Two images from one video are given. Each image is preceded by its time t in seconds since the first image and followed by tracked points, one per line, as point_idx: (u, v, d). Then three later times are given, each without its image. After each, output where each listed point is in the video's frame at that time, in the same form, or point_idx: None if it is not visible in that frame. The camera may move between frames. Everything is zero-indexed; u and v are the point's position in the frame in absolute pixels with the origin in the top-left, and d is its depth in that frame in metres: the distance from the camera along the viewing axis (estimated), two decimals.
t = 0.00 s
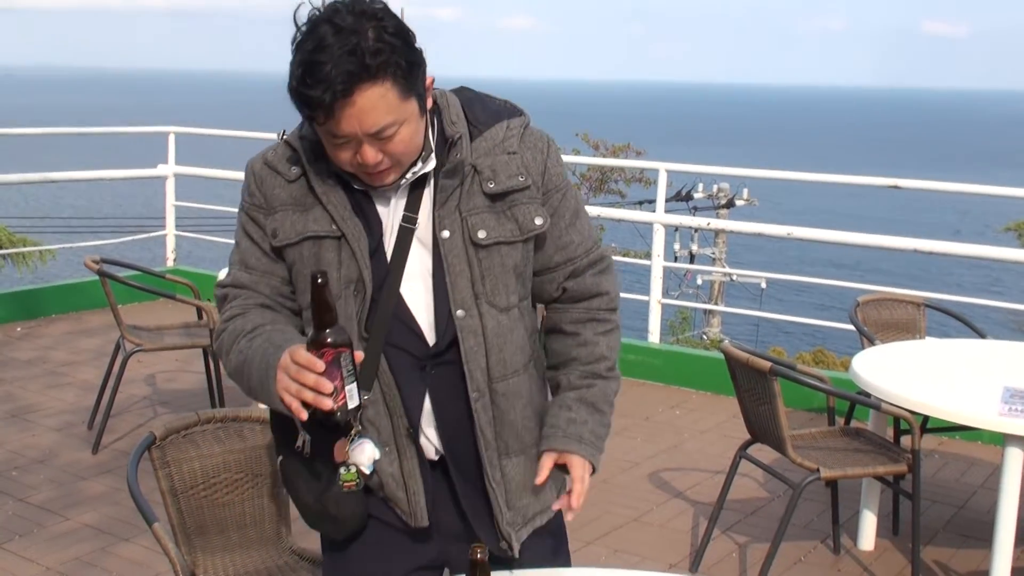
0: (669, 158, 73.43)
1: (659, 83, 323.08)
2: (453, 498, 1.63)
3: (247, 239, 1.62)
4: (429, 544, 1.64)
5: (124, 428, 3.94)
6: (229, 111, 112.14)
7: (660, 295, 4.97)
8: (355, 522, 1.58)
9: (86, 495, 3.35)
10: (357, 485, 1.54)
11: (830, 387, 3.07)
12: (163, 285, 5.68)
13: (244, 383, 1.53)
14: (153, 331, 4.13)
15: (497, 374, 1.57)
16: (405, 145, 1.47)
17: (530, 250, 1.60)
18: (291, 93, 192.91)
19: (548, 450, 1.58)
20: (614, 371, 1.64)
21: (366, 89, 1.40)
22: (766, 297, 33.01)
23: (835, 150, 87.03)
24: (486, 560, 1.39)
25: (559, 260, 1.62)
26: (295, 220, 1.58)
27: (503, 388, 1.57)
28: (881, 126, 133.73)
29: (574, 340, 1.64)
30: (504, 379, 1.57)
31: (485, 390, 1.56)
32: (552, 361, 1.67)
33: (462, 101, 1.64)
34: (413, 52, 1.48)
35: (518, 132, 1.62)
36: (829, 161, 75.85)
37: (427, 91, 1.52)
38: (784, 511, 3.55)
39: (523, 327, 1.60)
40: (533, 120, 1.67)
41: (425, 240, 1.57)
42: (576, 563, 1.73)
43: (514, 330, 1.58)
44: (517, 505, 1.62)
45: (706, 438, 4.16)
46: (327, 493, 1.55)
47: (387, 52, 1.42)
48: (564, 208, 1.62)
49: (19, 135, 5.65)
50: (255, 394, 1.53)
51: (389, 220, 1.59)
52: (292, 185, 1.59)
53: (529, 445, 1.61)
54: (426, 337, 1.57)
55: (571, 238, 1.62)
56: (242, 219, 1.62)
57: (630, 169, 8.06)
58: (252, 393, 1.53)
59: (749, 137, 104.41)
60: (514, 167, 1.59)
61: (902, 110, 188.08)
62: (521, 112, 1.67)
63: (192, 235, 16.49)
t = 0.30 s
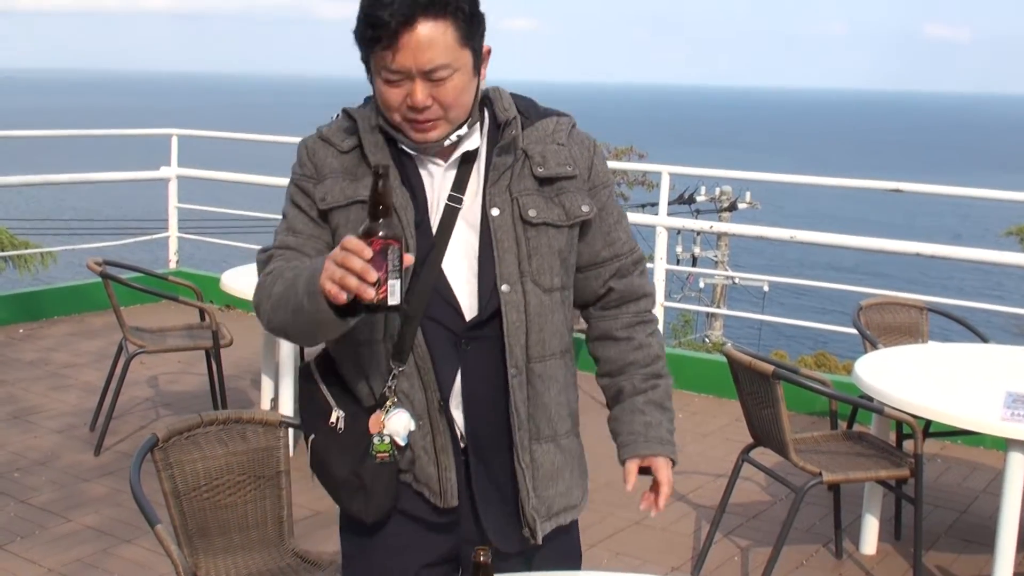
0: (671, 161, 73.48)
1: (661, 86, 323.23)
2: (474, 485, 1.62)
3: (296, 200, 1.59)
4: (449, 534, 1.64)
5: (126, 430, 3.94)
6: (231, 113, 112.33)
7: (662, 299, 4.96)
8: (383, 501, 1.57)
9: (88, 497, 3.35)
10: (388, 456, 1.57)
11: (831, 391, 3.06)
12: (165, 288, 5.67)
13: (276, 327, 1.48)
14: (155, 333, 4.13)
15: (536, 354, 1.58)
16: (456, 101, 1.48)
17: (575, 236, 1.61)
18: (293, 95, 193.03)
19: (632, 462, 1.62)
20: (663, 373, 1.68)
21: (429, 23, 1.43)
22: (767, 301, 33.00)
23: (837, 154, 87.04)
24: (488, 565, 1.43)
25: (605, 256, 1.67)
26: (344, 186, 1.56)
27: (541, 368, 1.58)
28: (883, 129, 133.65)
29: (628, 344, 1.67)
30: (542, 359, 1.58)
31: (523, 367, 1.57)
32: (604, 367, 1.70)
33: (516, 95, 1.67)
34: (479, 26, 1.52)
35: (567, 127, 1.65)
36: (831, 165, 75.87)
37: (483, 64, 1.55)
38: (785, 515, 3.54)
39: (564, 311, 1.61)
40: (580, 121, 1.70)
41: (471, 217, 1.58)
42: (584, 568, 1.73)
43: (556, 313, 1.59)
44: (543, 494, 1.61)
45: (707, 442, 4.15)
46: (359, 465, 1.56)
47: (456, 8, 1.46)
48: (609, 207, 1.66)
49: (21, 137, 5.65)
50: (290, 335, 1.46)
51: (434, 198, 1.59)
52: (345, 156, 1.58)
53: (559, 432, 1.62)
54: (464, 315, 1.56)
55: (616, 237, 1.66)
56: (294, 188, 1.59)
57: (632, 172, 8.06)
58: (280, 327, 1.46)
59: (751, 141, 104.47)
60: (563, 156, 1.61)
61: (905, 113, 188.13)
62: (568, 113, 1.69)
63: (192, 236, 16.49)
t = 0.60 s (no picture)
0: (672, 170, 73.55)
1: (663, 96, 323.64)
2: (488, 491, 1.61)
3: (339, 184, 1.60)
4: (463, 542, 1.63)
5: (127, 441, 3.93)
6: (234, 122, 112.54)
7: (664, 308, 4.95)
8: (401, 502, 1.57)
9: (91, 508, 3.35)
10: (410, 453, 1.57)
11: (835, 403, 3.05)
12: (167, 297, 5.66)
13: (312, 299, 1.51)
14: (157, 343, 4.12)
15: (562, 365, 1.60)
16: (502, 101, 1.52)
17: (610, 255, 1.64)
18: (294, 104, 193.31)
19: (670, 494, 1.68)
20: (695, 406, 1.72)
21: (494, 17, 1.50)
22: (769, 310, 32.96)
23: (838, 163, 87.09)
24: None
25: (641, 281, 1.69)
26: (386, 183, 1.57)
27: (565, 380, 1.60)
28: (884, 138, 133.73)
29: (661, 377, 1.71)
30: (569, 370, 1.60)
31: (548, 376, 1.59)
32: (638, 400, 1.73)
33: (566, 120, 1.72)
34: (542, 44, 1.59)
35: (610, 153, 1.69)
36: (832, 173, 75.88)
37: (539, 82, 1.60)
38: (789, 527, 3.53)
39: (595, 324, 1.63)
40: (626, 153, 1.74)
41: (509, 225, 1.61)
42: None
43: (586, 326, 1.61)
44: (555, 509, 1.62)
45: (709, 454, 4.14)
46: (379, 462, 1.57)
47: (526, 16, 1.53)
48: (648, 233, 1.70)
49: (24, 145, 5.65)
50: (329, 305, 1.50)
51: (473, 202, 1.62)
52: (391, 157, 1.60)
53: (577, 445, 1.63)
54: (491, 318, 1.58)
55: (653, 264, 1.70)
56: (339, 181, 1.60)
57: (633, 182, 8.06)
58: (317, 294, 1.50)
59: (752, 150, 104.60)
60: (606, 177, 1.65)
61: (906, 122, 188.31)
62: (614, 142, 1.73)
63: (194, 245, 16.48)
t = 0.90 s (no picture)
0: (668, 219, 73.86)
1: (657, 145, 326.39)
2: (490, 545, 1.66)
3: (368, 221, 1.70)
4: None
5: (126, 493, 3.91)
6: (231, 172, 113.24)
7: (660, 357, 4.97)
8: (407, 548, 1.63)
9: (91, 560, 3.33)
10: (416, 497, 1.64)
11: (833, 452, 3.06)
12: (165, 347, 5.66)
13: (333, 318, 1.61)
14: (157, 394, 4.13)
15: (571, 424, 1.65)
16: (524, 143, 1.64)
17: (628, 316, 1.69)
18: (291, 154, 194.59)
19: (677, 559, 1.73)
20: (707, 472, 1.77)
21: (531, 66, 1.65)
22: (767, 359, 32.93)
23: (833, 211, 87.53)
24: None
25: (659, 345, 1.75)
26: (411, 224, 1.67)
27: (573, 438, 1.64)
28: (878, 187, 134.57)
29: (675, 443, 1.76)
30: (577, 428, 1.65)
31: (555, 433, 1.64)
32: (650, 463, 1.78)
33: (596, 182, 1.80)
34: (576, 109, 1.72)
35: (636, 217, 1.74)
36: (827, 221, 76.26)
37: (568, 142, 1.72)
38: None
39: (607, 384, 1.68)
40: (652, 217, 1.79)
41: (528, 282, 1.68)
42: None
43: (598, 386, 1.66)
44: (558, 567, 1.65)
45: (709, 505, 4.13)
46: (386, 504, 1.64)
47: (565, 74, 1.68)
48: (668, 299, 1.74)
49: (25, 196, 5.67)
50: (353, 319, 1.59)
51: (493, 258, 1.70)
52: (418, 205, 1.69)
53: (582, 502, 1.66)
54: (503, 373, 1.65)
55: (671, 329, 1.75)
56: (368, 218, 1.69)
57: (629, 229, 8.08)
58: (336, 306, 1.61)
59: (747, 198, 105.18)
60: (629, 240, 1.70)
61: (900, 171, 189.86)
62: (640, 207, 1.79)
63: (191, 294, 16.46)
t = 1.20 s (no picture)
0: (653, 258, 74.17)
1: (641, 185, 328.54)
2: None
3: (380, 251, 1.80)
4: None
5: (113, 535, 3.89)
6: (217, 212, 113.41)
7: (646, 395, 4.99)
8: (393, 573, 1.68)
9: None
10: (403, 527, 1.69)
11: (820, 490, 3.09)
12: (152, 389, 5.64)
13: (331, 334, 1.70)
14: (143, 436, 4.12)
15: (560, 463, 1.67)
16: (526, 183, 1.70)
17: (623, 359, 1.73)
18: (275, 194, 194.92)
19: None
20: (697, 520, 1.79)
21: (542, 111, 1.71)
22: (752, 398, 32.96)
23: (816, 250, 88.15)
24: None
25: (653, 391, 1.78)
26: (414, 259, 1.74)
27: (561, 478, 1.67)
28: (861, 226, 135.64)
29: (664, 488, 1.78)
30: (564, 468, 1.68)
31: (544, 472, 1.67)
32: (640, 507, 1.81)
33: (600, 230, 1.85)
34: (584, 155, 1.78)
35: (636, 264, 1.78)
36: (810, 260, 76.74)
37: (574, 190, 1.77)
38: None
39: (599, 427, 1.71)
40: (655, 265, 1.83)
41: (526, 320, 1.73)
42: None
43: (589, 427, 1.69)
44: None
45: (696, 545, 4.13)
46: (373, 532, 1.70)
47: (579, 123, 1.74)
48: (665, 344, 1.78)
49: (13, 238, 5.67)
50: (349, 334, 1.68)
51: (492, 295, 1.76)
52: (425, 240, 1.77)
53: (568, 538, 1.68)
54: (494, 410, 1.68)
55: (667, 376, 1.78)
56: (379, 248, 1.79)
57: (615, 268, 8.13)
58: (329, 313, 1.70)
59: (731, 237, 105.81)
60: (627, 286, 1.74)
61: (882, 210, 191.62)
62: (644, 255, 1.83)
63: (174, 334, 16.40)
